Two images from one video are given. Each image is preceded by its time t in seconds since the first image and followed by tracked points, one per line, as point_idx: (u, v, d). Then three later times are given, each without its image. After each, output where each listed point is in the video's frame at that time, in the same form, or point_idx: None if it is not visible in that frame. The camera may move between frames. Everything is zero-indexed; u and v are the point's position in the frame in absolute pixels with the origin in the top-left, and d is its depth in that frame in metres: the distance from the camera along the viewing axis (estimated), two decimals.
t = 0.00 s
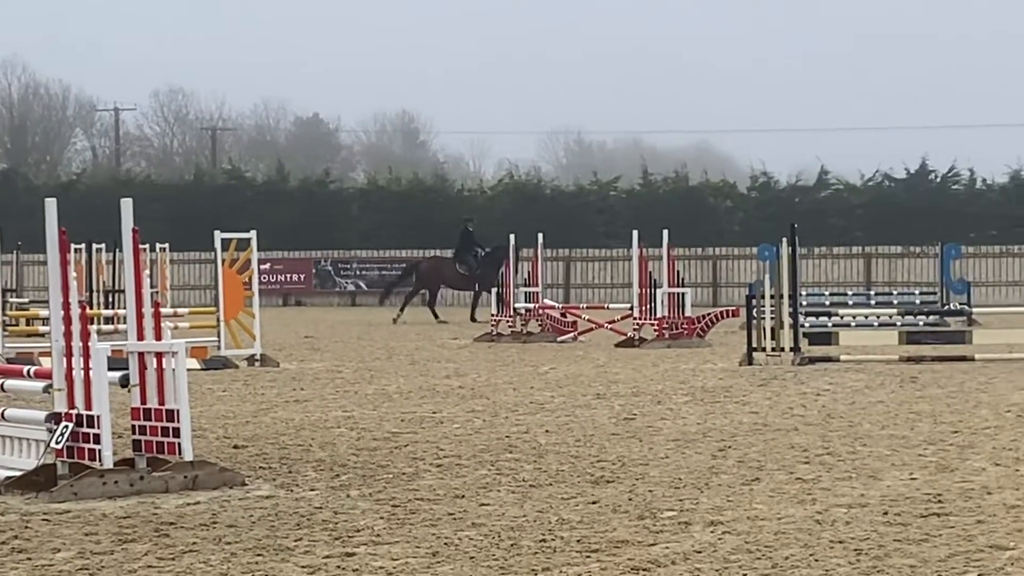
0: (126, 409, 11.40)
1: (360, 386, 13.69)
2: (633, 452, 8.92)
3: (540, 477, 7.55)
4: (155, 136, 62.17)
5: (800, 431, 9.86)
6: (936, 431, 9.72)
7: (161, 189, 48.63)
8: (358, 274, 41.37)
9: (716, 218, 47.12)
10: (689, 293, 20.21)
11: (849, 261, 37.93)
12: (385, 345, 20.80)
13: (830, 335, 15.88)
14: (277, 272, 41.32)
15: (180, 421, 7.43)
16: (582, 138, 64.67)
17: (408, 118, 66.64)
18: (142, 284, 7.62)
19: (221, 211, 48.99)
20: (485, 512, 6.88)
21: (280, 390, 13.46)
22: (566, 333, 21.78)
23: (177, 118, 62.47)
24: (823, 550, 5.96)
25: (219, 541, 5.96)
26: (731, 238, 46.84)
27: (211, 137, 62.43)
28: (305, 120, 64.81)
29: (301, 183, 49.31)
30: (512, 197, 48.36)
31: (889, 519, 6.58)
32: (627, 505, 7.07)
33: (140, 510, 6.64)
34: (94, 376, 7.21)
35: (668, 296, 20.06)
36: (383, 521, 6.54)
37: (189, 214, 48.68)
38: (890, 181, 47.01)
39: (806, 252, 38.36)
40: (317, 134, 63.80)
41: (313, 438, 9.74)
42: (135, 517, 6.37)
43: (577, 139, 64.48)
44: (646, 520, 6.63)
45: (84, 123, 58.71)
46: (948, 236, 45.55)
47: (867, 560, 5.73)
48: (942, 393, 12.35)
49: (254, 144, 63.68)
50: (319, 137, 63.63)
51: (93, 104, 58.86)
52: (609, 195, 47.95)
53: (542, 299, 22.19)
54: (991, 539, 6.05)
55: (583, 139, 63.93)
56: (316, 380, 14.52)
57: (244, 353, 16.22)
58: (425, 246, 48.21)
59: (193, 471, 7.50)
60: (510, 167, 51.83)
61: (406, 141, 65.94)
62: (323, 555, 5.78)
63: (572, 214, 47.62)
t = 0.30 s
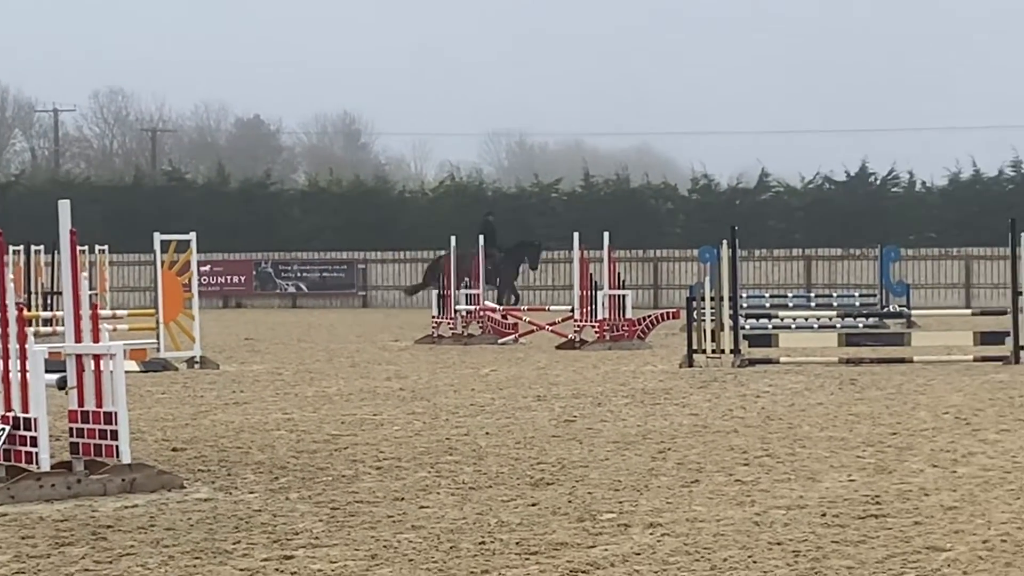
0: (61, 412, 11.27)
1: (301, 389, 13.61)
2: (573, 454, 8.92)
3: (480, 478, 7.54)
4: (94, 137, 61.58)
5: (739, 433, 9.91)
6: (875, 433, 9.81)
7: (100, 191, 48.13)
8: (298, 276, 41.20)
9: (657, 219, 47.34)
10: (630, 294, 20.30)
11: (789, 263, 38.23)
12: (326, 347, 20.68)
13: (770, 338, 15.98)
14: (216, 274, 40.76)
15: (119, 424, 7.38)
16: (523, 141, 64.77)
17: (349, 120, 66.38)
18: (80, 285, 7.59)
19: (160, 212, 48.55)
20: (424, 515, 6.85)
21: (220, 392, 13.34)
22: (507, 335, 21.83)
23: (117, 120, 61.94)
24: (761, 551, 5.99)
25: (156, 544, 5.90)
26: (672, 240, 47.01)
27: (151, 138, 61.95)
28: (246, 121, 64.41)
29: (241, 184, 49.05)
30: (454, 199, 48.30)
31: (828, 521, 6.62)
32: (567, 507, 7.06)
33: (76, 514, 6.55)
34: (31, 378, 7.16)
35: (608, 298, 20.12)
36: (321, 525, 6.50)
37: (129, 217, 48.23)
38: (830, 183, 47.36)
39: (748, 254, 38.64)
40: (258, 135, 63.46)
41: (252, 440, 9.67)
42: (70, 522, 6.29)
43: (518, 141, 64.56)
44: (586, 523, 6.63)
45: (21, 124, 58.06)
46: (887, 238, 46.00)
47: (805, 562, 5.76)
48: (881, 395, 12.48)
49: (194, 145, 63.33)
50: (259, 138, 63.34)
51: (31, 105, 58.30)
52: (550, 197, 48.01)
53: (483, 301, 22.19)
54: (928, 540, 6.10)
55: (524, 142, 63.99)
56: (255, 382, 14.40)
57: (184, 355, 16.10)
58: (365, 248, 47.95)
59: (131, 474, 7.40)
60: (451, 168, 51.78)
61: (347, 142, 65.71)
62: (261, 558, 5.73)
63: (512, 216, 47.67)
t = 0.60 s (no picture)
0: (5, 415, 11.10)
1: (250, 391, 13.49)
2: (521, 456, 8.91)
3: (429, 479, 7.52)
4: (42, 138, 60.97)
5: (688, 435, 9.93)
6: (822, 434, 9.87)
7: (47, 191, 47.61)
8: (247, 277, 40.90)
9: (606, 221, 47.45)
10: (579, 296, 20.32)
11: (738, 266, 38.45)
12: (273, 348, 20.54)
13: (718, 339, 16.05)
14: (163, 275, 40.51)
15: (66, 426, 7.33)
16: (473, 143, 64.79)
17: (299, 120, 66.08)
18: (27, 287, 7.54)
19: (108, 213, 48.11)
20: (372, 516, 6.81)
21: (167, 395, 13.20)
22: (455, 337, 21.79)
23: (65, 120, 61.42)
24: (709, 553, 6.01)
25: (103, 546, 5.85)
26: (622, 241, 47.13)
27: (100, 139, 61.44)
28: (195, 122, 63.99)
29: (190, 185, 48.72)
30: (404, 201, 48.23)
31: (775, 522, 6.65)
32: (515, 508, 7.05)
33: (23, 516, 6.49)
34: None
35: (557, 300, 20.12)
36: (269, 527, 6.45)
37: (75, 218, 47.71)
38: (779, 186, 47.62)
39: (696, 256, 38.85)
40: (208, 136, 63.09)
41: (199, 442, 9.57)
42: (16, 526, 6.23)
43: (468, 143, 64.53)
44: (534, 524, 6.63)
45: None
46: (835, 239, 46.35)
47: (752, 563, 5.79)
48: (829, 396, 12.56)
49: (143, 146, 62.85)
50: (208, 139, 62.95)
51: None
52: (499, 198, 48.01)
53: (433, 303, 22.14)
54: (875, 541, 6.15)
55: (473, 143, 64.03)
56: (203, 384, 14.26)
57: (131, 357, 15.93)
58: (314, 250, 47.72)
59: (78, 477, 7.33)
60: (401, 169, 51.68)
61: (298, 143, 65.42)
62: (207, 560, 5.68)
63: (462, 218, 47.66)
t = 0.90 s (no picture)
0: None
1: (206, 391, 13.42)
2: (478, 457, 8.90)
3: (385, 480, 7.50)
4: None
5: (645, 435, 9.96)
6: (779, 434, 9.92)
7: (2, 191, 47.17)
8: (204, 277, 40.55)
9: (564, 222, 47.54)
10: (536, 296, 20.35)
11: (696, 266, 38.65)
12: (230, 348, 20.46)
13: (675, 339, 16.11)
14: (119, 277, 40.02)
15: (23, 425, 7.30)
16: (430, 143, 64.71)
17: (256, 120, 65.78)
18: None
19: (63, 213, 47.71)
20: (328, 517, 6.78)
21: (123, 395, 13.10)
22: (413, 338, 21.77)
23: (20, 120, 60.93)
24: (665, 553, 6.02)
25: (58, 549, 5.80)
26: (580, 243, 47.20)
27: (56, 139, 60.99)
28: (152, 122, 63.61)
29: (147, 184, 48.41)
30: (361, 203, 48.13)
31: (731, 522, 6.67)
32: (472, 509, 7.04)
33: None
34: None
35: (514, 301, 20.19)
36: (225, 528, 6.42)
37: (30, 218, 47.25)
38: (736, 186, 47.83)
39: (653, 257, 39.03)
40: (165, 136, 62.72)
41: (154, 443, 9.51)
42: None
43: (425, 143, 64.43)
44: (491, 525, 6.61)
45: None
46: (792, 240, 46.61)
47: (708, 563, 5.80)
48: (785, 397, 12.63)
49: (99, 147, 62.40)
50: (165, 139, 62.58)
51: None
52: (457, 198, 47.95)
53: (389, 303, 22.08)
54: (830, 541, 6.18)
55: (431, 144, 64.01)
56: (161, 385, 14.18)
57: (87, 357, 15.78)
58: (271, 251, 47.52)
59: (32, 478, 7.26)
60: (358, 170, 51.56)
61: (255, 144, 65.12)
62: (162, 562, 5.66)
63: (418, 219, 47.60)
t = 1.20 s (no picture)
0: None
1: (168, 391, 13.36)
2: (440, 457, 8.90)
3: (347, 481, 7.49)
4: None
5: (607, 435, 9.97)
6: (741, 435, 9.97)
7: None
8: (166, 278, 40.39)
9: (526, 222, 47.60)
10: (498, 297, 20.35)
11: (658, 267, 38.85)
12: (191, 349, 20.39)
13: (637, 339, 16.16)
14: (81, 277, 39.81)
15: None
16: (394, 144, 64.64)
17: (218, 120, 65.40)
18: None
19: (24, 213, 47.36)
20: (289, 517, 6.75)
21: (86, 395, 13.03)
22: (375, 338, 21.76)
23: None
24: (626, 553, 6.03)
25: (19, 551, 5.79)
26: (542, 243, 47.23)
27: (16, 139, 60.50)
28: (113, 121, 63.17)
29: (108, 184, 48.11)
30: (323, 202, 48.00)
31: (692, 523, 6.69)
32: (433, 509, 7.02)
33: None
34: None
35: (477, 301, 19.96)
36: (186, 529, 6.41)
37: None
38: (698, 186, 48.06)
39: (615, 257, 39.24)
40: (126, 135, 62.31)
41: (116, 442, 9.46)
42: None
43: (388, 144, 64.35)
44: (453, 526, 6.60)
45: None
46: (754, 240, 46.88)
47: (670, 564, 5.81)
48: (746, 397, 12.71)
49: (59, 146, 61.93)
50: (126, 138, 62.18)
51: None
52: (419, 198, 47.90)
53: (352, 304, 22.01)
54: (791, 541, 6.21)
55: (394, 144, 63.96)
56: (123, 385, 14.11)
57: (48, 359, 15.65)
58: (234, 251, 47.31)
59: None
60: (320, 170, 51.45)
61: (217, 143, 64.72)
62: (123, 563, 5.66)
63: (380, 219, 47.53)
